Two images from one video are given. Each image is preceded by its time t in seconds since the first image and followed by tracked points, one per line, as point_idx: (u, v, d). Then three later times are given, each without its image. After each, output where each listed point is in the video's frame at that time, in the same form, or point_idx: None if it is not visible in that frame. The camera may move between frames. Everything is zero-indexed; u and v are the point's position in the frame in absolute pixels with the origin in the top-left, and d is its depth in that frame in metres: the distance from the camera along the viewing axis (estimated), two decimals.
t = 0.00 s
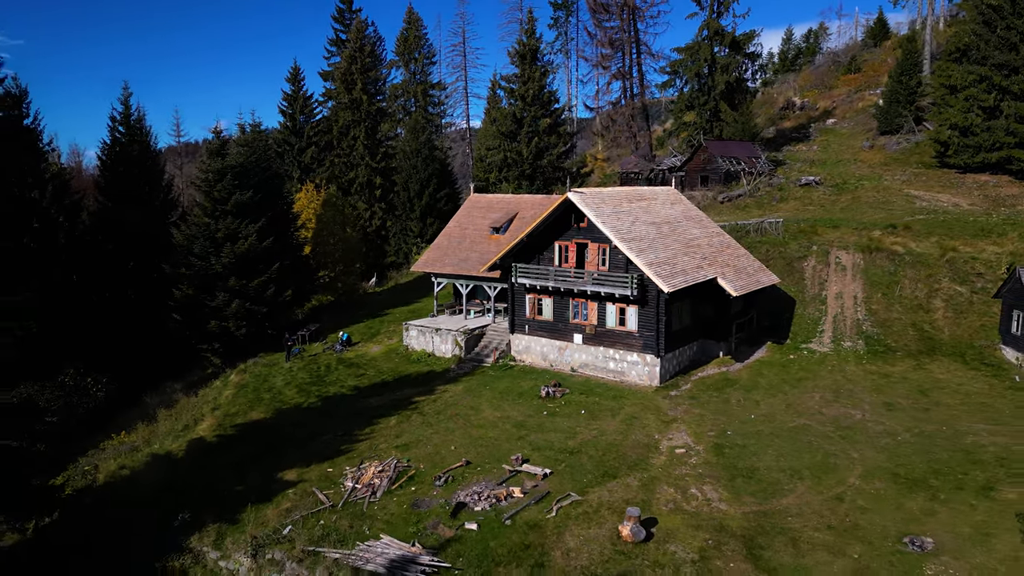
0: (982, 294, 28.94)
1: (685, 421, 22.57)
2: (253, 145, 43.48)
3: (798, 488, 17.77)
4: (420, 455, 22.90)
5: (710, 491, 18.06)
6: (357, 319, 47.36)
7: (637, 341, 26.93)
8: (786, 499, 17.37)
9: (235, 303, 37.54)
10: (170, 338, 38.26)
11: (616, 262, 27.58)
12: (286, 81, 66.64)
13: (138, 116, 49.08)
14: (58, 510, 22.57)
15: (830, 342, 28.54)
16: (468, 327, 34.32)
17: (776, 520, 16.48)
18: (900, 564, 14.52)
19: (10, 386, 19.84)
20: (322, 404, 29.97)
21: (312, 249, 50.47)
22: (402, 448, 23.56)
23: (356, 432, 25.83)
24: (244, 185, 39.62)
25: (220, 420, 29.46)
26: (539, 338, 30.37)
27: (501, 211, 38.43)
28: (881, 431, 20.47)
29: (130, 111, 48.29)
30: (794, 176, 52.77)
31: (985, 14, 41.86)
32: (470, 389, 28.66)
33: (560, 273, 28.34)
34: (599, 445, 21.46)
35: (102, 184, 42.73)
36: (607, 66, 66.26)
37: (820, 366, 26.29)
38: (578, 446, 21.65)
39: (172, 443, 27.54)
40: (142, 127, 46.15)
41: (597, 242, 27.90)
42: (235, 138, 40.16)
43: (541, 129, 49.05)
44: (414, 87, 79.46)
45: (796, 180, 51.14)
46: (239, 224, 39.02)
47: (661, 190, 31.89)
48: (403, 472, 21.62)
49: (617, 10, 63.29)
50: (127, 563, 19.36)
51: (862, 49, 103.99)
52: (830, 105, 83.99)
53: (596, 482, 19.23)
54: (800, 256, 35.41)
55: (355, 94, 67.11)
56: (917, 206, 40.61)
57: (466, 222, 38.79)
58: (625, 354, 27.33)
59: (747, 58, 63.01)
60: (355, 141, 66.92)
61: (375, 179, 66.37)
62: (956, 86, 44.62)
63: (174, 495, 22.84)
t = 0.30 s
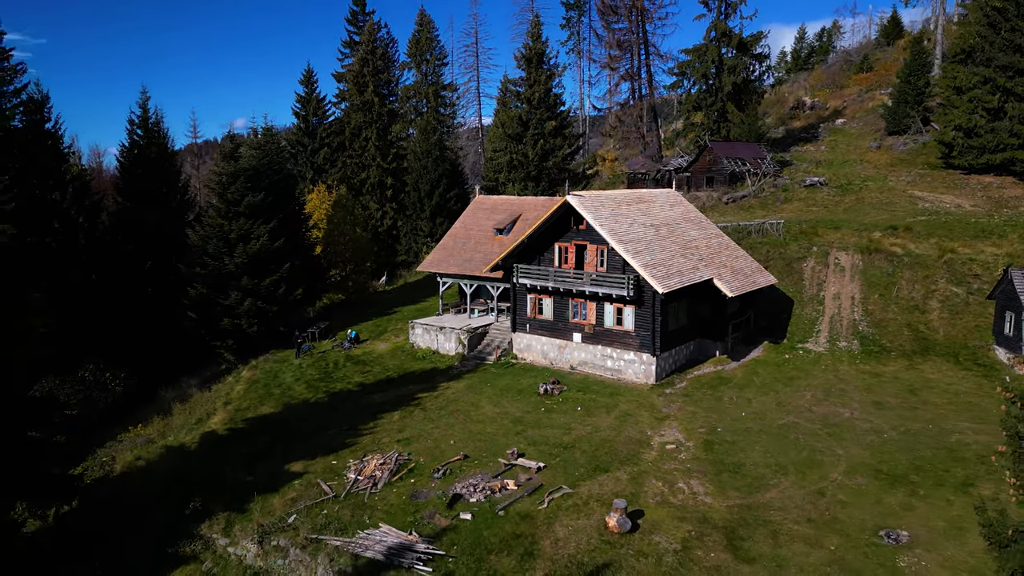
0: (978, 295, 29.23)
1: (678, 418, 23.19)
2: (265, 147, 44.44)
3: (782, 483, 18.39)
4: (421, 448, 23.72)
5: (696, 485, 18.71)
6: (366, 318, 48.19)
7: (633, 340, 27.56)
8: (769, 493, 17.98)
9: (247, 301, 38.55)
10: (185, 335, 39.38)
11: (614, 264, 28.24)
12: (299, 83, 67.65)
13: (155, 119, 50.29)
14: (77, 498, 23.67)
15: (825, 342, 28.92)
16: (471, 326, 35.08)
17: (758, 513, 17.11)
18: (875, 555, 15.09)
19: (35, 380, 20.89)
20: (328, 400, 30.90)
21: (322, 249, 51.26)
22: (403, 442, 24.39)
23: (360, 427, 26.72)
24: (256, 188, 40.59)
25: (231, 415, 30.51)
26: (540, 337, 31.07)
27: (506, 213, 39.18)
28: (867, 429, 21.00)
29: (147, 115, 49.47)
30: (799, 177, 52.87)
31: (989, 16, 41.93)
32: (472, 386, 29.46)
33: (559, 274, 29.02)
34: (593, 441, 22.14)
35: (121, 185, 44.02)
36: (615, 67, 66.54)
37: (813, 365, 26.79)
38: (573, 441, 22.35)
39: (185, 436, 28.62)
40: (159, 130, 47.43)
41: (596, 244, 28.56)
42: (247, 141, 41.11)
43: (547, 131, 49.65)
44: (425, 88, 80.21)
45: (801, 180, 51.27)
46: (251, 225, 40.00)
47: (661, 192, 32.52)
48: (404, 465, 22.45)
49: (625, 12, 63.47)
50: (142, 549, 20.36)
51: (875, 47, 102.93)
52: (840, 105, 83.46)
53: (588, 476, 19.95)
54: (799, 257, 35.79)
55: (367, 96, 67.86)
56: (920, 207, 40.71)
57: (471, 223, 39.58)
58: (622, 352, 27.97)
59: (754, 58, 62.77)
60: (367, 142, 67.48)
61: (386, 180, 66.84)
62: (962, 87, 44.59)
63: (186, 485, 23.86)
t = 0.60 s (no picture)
0: (972, 296, 29.70)
1: (671, 414, 23.94)
2: (277, 151, 45.38)
3: (768, 477, 19.11)
4: (423, 442, 24.63)
5: (685, 478, 19.45)
6: (374, 317, 49.11)
7: (631, 339, 28.29)
8: (755, 487, 18.69)
9: (260, 301, 39.58)
10: (200, 333, 40.53)
11: (612, 265, 28.96)
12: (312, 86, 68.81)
13: (172, 123, 51.58)
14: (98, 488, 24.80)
15: (820, 342, 29.49)
16: (475, 324, 35.94)
17: (743, 505, 17.83)
18: (851, 546, 15.79)
19: (58, 375, 22.01)
20: (336, 396, 31.90)
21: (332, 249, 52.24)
22: (406, 436, 25.31)
23: (366, 422, 27.67)
24: (268, 190, 41.53)
25: (243, 409, 31.59)
26: (541, 336, 31.87)
27: (510, 215, 40.05)
28: (854, 426, 21.67)
29: (164, 119, 50.75)
30: (802, 178, 53.23)
31: (991, 20, 42.26)
32: (474, 383, 30.35)
33: (559, 275, 29.81)
34: (588, 436, 22.94)
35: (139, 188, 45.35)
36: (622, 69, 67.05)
37: (807, 365, 27.42)
38: (568, 436, 23.16)
39: (199, 430, 29.72)
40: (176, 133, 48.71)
41: (594, 246, 29.32)
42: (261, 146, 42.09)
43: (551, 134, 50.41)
44: (435, 91, 81.17)
45: (804, 181, 51.60)
46: (264, 227, 40.99)
47: (660, 196, 33.30)
48: (406, 458, 23.37)
49: (632, 15, 64.00)
50: (158, 536, 21.40)
51: (885, 48, 102.47)
52: (848, 105, 83.37)
53: (582, 469, 20.74)
54: (797, 258, 36.33)
55: (377, 99, 68.70)
56: (921, 209, 41.05)
57: (476, 225, 40.48)
58: (620, 351, 28.72)
59: (760, 61, 63.10)
60: (377, 144, 68.37)
61: (396, 181, 67.73)
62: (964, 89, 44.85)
63: (199, 476, 24.90)
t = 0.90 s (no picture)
0: (965, 297, 30.22)
1: (666, 412, 24.69)
2: (288, 154, 46.22)
3: (755, 472, 19.84)
4: (426, 437, 25.50)
5: (676, 472, 20.20)
6: (381, 316, 50.00)
7: (628, 339, 29.03)
8: (743, 481, 19.43)
9: (270, 300, 40.53)
10: (212, 331, 41.58)
11: (610, 267, 29.69)
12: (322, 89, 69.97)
13: (185, 126, 52.68)
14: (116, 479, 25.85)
15: (815, 342, 30.11)
16: (478, 324, 36.79)
17: (730, 498, 18.57)
18: (831, 537, 16.50)
19: (79, 372, 23.00)
20: (343, 392, 32.85)
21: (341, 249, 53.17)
22: (409, 432, 26.18)
23: (372, 417, 28.60)
24: (279, 193, 42.43)
25: (253, 405, 32.60)
26: (542, 335, 32.65)
27: (513, 217, 40.84)
28: (842, 423, 22.34)
29: (178, 122, 51.86)
30: (804, 180, 53.62)
31: (991, 24, 42.66)
32: (477, 380, 31.21)
33: (559, 276, 30.57)
34: (585, 432, 23.71)
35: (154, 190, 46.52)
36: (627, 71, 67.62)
37: (800, 364, 28.07)
38: (566, 432, 23.95)
39: (211, 425, 30.76)
40: (189, 136, 49.82)
41: (593, 248, 30.06)
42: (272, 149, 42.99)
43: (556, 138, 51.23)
44: (444, 93, 82.16)
45: (806, 183, 52.00)
46: (275, 228, 41.90)
47: (660, 198, 34.00)
48: (409, 452, 24.25)
49: (637, 17, 64.49)
50: (173, 525, 22.41)
51: (892, 48, 102.18)
52: (853, 106, 83.39)
53: (577, 463, 21.55)
54: (796, 260, 36.88)
55: (386, 101, 69.66)
56: (920, 211, 41.45)
57: (481, 226, 41.32)
58: (618, 350, 29.48)
59: (764, 63, 63.45)
60: (386, 146, 69.38)
61: (404, 182, 68.68)
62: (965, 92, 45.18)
63: (212, 469, 25.89)
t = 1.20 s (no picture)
0: (957, 298, 30.84)
1: (661, 408, 25.49)
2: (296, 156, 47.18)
3: (744, 466, 20.64)
4: (429, 432, 26.40)
5: (667, 467, 21.01)
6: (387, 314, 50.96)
7: (625, 338, 29.82)
8: (731, 475, 20.22)
9: (280, 299, 41.51)
10: (224, 329, 42.66)
11: (608, 268, 30.43)
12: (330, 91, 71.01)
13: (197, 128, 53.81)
14: (132, 471, 26.89)
15: (809, 341, 30.82)
16: (481, 323, 37.67)
17: (717, 491, 19.37)
18: (813, 528, 17.28)
19: (98, 369, 23.99)
20: (350, 389, 33.81)
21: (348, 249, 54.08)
22: (413, 427, 27.10)
23: (377, 413, 29.52)
24: (288, 194, 43.39)
25: (262, 401, 33.60)
26: (543, 334, 33.49)
27: (515, 218, 41.67)
28: (830, 420, 23.09)
29: (190, 124, 53.05)
30: (804, 180, 54.15)
31: (988, 27, 43.25)
32: (479, 377, 32.09)
33: (559, 276, 31.39)
34: (582, 428, 24.54)
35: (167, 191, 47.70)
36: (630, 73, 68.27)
37: (793, 363, 28.79)
38: (563, 428, 24.79)
39: (222, 420, 31.78)
40: (201, 138, 50.92)
41: (592, 250, 30.81)
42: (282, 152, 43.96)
43: (558, 139, 52.02)
44: (450, 94, 83.10)
45: (805, 184, 52.53)
46: (284, 229, 42.89)
47: (657, 201, 34.78)
48: (412, 447, 25.16)
49: (641, 19, 64.94)
50: (187, 515, 23.46)
51: (896, 48, 102.14)
52: (856, 106, 83.60)
53: (573, 458, 22.40)
54: (792, 260, 37.53)
55: (393, 103, 70.61)
56: (917, 212, 41.98)
57: (484, 227, 42.19)
58: (615, 349, 30.28)
59: (766, 64, 63.87)
60: (393, 147, 70.39)
61: (410, 182, 69.65)
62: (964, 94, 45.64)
63: (224, 462, 26.90)
